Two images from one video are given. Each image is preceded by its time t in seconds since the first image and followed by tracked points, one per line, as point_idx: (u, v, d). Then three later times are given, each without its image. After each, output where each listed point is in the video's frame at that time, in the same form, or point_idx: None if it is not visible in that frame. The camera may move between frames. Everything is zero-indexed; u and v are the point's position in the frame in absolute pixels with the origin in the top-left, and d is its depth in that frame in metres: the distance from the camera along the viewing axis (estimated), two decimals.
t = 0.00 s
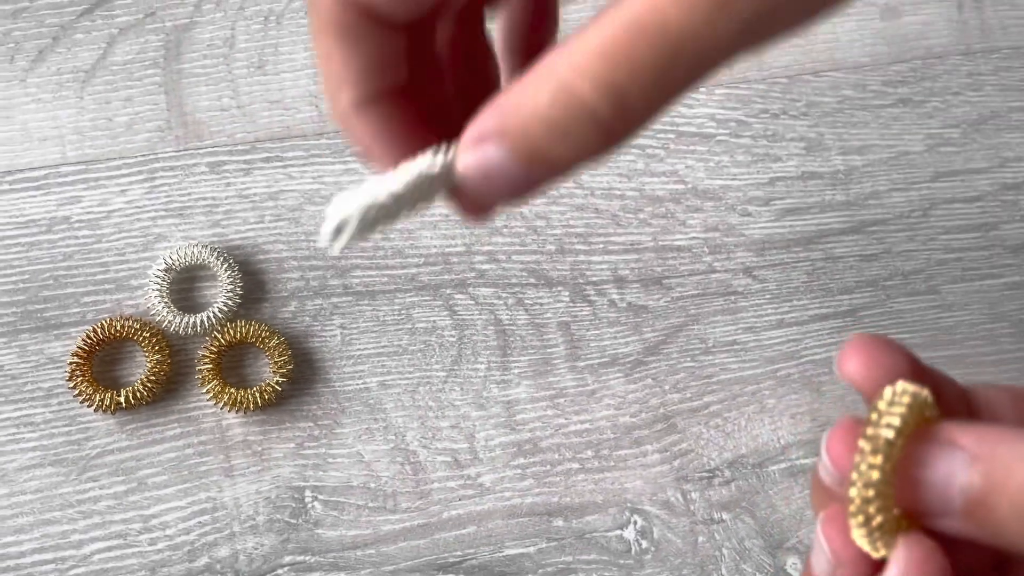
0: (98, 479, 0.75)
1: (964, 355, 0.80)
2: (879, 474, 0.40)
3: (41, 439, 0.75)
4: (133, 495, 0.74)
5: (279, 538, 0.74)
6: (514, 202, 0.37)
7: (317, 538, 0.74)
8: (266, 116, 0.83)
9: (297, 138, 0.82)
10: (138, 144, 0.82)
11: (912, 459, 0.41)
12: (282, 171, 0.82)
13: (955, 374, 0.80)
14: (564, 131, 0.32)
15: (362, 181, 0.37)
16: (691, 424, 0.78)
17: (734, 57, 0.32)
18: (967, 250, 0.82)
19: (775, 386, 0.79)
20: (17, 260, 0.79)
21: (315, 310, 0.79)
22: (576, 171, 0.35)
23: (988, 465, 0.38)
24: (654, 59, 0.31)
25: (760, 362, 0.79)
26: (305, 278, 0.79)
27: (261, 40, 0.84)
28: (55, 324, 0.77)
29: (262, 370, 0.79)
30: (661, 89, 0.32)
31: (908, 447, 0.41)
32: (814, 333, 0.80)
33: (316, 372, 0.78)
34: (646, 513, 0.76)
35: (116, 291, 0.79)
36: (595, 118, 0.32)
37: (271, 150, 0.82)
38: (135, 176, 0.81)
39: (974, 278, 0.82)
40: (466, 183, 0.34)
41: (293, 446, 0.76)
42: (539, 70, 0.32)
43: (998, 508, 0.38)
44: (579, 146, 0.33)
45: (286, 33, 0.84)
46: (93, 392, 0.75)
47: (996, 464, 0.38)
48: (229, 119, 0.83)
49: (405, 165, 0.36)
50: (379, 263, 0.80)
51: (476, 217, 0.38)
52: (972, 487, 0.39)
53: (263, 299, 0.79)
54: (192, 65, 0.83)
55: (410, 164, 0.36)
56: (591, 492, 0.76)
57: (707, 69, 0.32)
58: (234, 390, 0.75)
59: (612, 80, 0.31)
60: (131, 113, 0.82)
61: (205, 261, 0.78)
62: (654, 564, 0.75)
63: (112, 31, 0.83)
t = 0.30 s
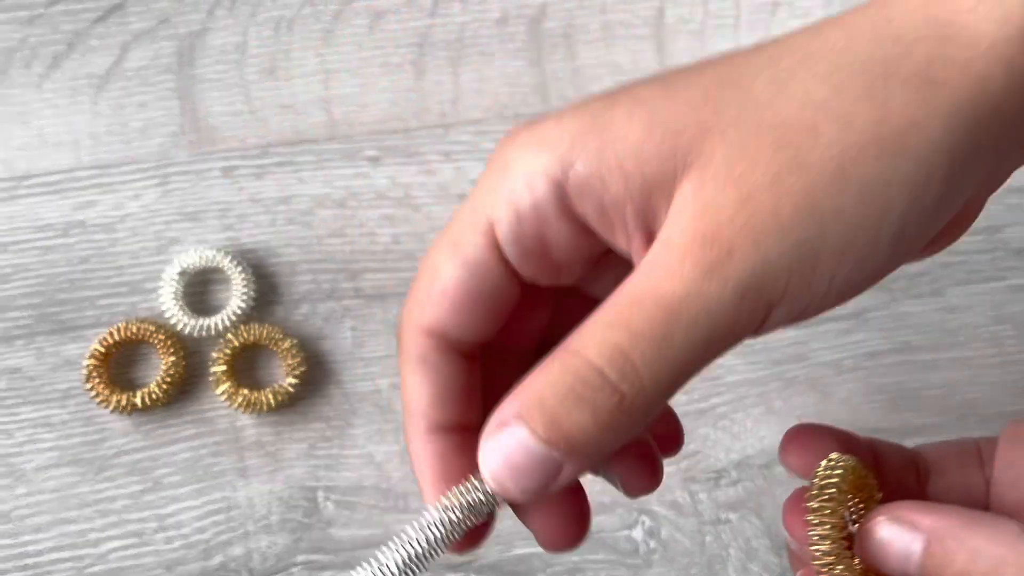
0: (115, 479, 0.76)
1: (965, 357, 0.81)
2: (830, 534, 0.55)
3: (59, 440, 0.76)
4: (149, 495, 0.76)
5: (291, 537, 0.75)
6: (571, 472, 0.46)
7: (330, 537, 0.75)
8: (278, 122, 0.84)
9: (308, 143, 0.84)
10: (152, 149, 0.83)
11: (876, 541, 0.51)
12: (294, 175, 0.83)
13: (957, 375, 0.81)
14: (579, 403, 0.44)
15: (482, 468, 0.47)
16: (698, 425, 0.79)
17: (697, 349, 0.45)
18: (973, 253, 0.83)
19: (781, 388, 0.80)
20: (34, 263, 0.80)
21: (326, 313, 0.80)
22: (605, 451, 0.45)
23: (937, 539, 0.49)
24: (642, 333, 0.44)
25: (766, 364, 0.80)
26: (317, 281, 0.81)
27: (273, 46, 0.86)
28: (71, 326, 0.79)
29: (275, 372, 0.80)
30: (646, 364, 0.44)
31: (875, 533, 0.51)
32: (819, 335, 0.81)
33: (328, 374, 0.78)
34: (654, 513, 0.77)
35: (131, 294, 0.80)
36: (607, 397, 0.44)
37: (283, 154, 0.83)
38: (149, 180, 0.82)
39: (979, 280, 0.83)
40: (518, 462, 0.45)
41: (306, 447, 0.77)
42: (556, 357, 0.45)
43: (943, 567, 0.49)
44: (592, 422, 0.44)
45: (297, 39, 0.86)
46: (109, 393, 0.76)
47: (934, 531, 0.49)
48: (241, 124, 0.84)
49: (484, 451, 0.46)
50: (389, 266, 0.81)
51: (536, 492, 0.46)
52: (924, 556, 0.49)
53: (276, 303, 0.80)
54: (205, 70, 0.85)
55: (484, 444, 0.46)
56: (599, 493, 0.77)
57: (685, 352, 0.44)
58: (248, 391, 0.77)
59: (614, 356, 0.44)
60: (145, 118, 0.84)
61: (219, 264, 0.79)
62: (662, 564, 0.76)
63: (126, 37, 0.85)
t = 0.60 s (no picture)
0: (134, 468, 0.77)
1: (977, 348, 0.81)
2: (806, 542, 0.58)
3: (78, 429, 0.77)
4: (167, 484, 0.76)
5: (308, 526, 0.76)
6: (552, 473, 0.46)
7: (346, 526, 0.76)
8: (293, 116, 0.85)
9: (323, 137, 0.84)
10: (169, 143, 0.84)
11: (858, 547, 0.52)
12: (309, 169, 0.83)
13: (969, 367, 0.81)
14: (546, 407, 0.45)
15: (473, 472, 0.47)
16: (710, 416, 0.79)
17: (651, 351, 0.46)
18: (983, 245, 0.83)
19: (792, 379, 0.80)
20: (53, 255, 0.81)
21: (342, 304, 0.81)
22: (579, 452, 0.46)
23: (915, 549, 0.49)
24: (599, 340, 0.46)
25: (777, 356, 0.81)
26: (332, 274, 0.81)
27: (288, 41, 0.86)
28: (90, 318, 0.79)
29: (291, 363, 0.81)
30: (604, 365, 0.45)
31: (858, 539, 0.52)
32: (831, 327, 0.82)
33: (344, 365, 0.79)
34: (666, 503, 0.77)
35: (148, 286, 0.81)
36: (570, 399, 0.45)
37: (298, 148, 0.84)
38: (166, 173, 0.83)
39: (989, 272, 0.83)
40: (505, 466, 0.46)
41: (322, 437, 0.78)
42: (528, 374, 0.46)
43: None
44: (564, 424, 0.45)
45: (312, 34, 0.87)
46: (127, 383, 0.77)
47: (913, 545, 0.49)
48: (257, 118, 0.85)
49: (477, 461, 0.47)
50: (403, 258, 0.82)
51: (521, 489, 0.47)
52: (901, 567, 0.50)
53: (292, 295, 0.81)
54: (221, 65, 0.85)
55: (477, 453, 0.47)
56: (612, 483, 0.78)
57: (640, 354, 0.46)
58: (265, 382, 0.77)
59: (575, 361, 0.45)
60: (162, 112, 0.84)
61: (236, 256, 0.80)
62: (674, 553, 0.76)
63: (143, 32, 0.86)
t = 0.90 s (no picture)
0: (155, 435, 0.77)
1: (995, 319, 0.81)
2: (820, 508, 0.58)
3: (100, 397, 0.78)
4: (187, 451, 0.77)
5: (327, 493, 0.76)
6: (538, 381, 0.49)
7: (365, 492, 0.76)
8: (311, 87, 0.85)
9: (341, 108, 0.85)
10: (188, 114, 0.84)
11: (870, 508, 0.49)
12: (327, 140, 0.84)
13: (987, 337, 0.81)
14: (533, 311, 0.47)
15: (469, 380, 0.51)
16: (728, 385, 0.80)
17: (637, 259, 0.47)
18: (1001, 216, 0.83)
19: (809, 349, 0.81)
20: (74, 225, 0.81)
21: (361, 274, 0.81)
22: (564, 356, 0.48)
23: (934, 501, 0.47)
24: (584, 248, 0.47)
25: (795, 326, 0.81)
26: (351, 244, 0.82)
27: (305, 13, 0.87)
28: (111, 286, 0.80)
29: (311, 333, 0.81)
30: (591, 270, 0.47)
31: (868, 499, 0.50)
32: (848, 297, 0.82)
33: (363, 334, 0.80)
34: (684, 471, 0.78)
35: (168, 255, 0.81)
36: (556, 304, 0.47)
37: (317, 119, 0.84)
38: (185, 144, 0.83)
39: (1008, 243, 0.83)
40: (500, 373, 0.49)
41: (341, 405, 0.78)
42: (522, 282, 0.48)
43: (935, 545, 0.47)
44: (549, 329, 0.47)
45: (330, 6, 0.87)
46: (148, 350, 0.78)
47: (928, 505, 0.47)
48: (275, 89, 0.85)
49: (472, 370, 0.50)
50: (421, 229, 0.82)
51: (509, 395, 0.50)
52: (915, 525, 0.48)
53: (311, 264, 0.81)
54: (239, 37, 0.86)
55: (472, 364, 0.50)
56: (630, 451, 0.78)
57: (626, 261, 0.47)
58: (285, 349, 0.78)
59: (563, 266, 0.47)
60: (181, 84, 0.85)
61: (256, 226, 0.81)
62: (692, 520, 0.77)
63: (162, 5, 0.86)
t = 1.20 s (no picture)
0: (169, 430, 0.78)
1: (1004, 314, 0.82)
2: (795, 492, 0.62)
3: (114, 391, 0.79)
4: (201, 445, 0.78)
5: (340, 487, 0.77)
6: (530, 363, 0.50)
7: (378, 486, 0.77)
8: (323, 84, 0.86)
9: (353, 105, 0.85)
10: (201, 110, 0.85)
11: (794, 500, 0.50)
12: (339, 137, 0.84)
13: (997, 332, 0.81)
14: (523, 297, 0.48)
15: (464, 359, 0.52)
16: (738, 380, 0.80)
17: (625, 248, 0.48)
18: (1010, 212, 0.84)
19: (819, 344, 0.81)
20: (88, 221, 0.82)
21: (372, 270, 0.82)
22: (555, 340, 0.49)
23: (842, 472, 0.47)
24: (575, 235, 0.47)
25: (804, 321, 0.81)
26: (362, 240, 0.82)
27: (317, 10, 0.87)
28: (125, 282, 0.81)
29: (323, 328, 0.82)
30: (581, 258, 0.47)
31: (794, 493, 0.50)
32: (858, 293, 0.82)
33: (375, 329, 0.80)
34: (694, 465, 0.78)
35: (182, 251, 0.82)
36: (546, 290, 0.47)
37: (328, 116, 0.85)
38: (198, 140, 0.84)
39: (1016, 239, 0.83)
40: (493, 354, 0.50)
41: (354, 399, 0.79)
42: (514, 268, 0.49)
43: (892, 494, 0.44)
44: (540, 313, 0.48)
45: (341, 4, 0.87)
46: (162, 345, 0.79)
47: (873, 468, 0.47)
48: (287, 86, 0.85)
49: (466, 349, 0.51)
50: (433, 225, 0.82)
51: (502, 376, 0.51)
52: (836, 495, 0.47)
53: (324, 260, 0.82)
54: (251, 34, 0.86)
55: (466, 345, 0.51)
56: (641, 446, 0.78)
57: (615, 251, 0.47)
58: (297, 344, 0.78)
59: (552, 254, 0.47)
60: (194, 81, 0.85)
61: (269, 222, 0.81)
62: (703, 515, 0.77)
63: (174, 3, 0.87)
